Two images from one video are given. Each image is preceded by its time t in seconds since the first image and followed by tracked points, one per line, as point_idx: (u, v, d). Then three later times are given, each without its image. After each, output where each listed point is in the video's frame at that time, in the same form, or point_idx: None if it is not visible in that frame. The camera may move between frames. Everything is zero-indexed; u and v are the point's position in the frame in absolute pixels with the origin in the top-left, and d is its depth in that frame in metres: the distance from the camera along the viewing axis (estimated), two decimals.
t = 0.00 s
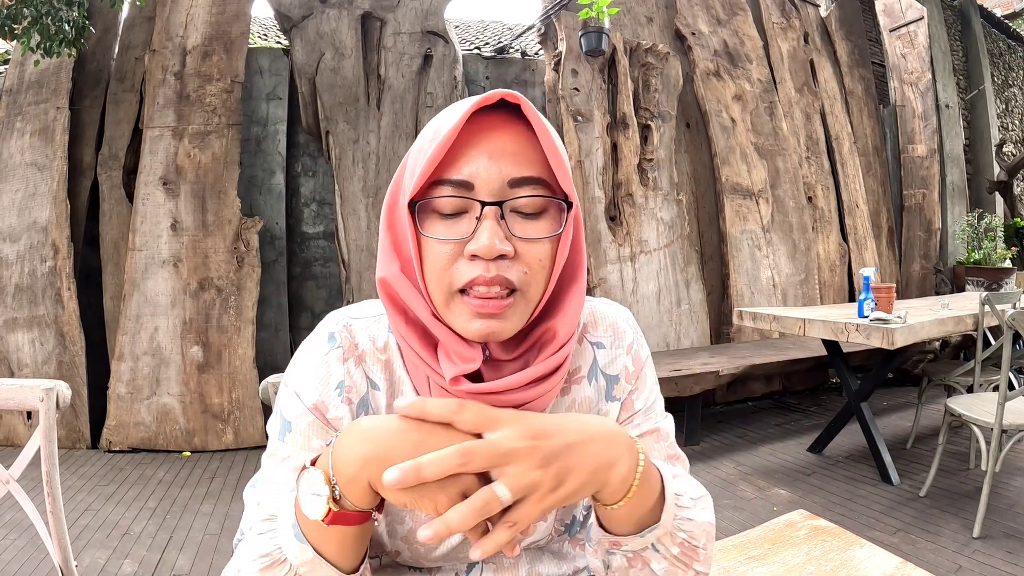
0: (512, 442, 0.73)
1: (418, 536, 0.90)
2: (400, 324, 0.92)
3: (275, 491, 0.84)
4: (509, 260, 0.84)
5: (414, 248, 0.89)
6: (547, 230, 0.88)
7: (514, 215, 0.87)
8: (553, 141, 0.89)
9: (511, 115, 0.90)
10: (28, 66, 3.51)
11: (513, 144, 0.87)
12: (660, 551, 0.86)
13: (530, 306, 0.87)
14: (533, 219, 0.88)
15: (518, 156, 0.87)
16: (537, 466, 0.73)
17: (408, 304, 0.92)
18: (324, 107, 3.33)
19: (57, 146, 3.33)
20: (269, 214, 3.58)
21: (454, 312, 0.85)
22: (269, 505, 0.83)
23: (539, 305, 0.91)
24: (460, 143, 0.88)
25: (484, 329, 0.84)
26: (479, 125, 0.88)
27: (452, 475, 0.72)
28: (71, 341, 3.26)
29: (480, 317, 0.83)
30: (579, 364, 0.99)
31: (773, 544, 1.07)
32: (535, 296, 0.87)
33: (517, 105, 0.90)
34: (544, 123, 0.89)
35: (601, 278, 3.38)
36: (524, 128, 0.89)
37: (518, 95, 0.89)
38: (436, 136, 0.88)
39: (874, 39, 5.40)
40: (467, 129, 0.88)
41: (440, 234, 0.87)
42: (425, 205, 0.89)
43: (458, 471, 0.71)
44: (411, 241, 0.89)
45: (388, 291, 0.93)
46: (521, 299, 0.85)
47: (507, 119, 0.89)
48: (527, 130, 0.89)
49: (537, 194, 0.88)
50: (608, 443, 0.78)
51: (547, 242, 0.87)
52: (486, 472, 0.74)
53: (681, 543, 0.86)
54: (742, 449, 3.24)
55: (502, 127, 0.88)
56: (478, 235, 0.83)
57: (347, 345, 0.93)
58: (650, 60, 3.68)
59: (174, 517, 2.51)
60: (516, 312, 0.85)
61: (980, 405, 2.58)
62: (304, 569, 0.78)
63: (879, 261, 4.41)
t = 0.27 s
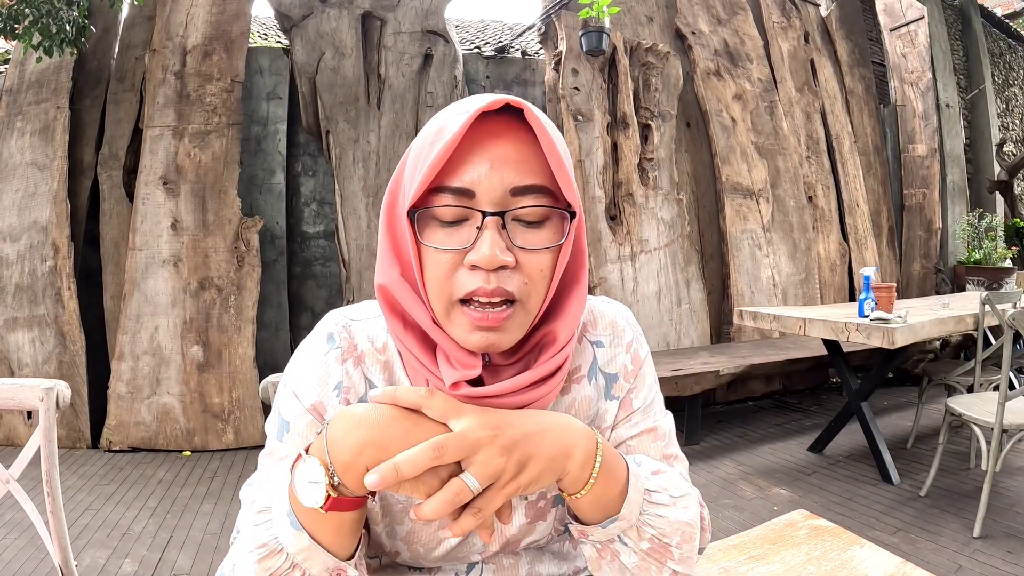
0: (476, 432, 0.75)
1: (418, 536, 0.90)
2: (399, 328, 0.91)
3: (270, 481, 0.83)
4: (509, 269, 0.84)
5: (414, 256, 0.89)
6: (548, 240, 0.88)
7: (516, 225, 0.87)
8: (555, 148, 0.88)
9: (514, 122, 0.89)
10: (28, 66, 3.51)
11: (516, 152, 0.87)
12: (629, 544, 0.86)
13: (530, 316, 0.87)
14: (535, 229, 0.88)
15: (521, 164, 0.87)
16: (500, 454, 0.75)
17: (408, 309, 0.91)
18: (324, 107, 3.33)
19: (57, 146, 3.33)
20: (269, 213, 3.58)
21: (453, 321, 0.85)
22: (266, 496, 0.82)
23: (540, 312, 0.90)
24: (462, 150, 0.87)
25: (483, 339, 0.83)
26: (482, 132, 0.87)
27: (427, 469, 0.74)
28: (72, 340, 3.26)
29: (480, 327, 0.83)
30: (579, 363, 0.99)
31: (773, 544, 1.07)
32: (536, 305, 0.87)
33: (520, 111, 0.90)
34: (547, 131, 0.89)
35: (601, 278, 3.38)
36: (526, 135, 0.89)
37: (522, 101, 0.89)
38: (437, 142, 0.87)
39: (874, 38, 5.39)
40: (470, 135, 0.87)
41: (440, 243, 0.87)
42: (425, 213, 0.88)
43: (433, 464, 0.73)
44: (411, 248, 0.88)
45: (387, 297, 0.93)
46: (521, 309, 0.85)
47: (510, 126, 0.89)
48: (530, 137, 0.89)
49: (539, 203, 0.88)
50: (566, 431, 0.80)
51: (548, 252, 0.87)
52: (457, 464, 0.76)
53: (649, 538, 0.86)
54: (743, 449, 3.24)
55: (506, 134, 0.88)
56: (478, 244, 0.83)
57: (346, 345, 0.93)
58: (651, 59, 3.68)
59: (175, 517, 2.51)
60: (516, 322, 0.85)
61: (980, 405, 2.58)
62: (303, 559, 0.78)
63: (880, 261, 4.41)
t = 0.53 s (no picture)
0: (473, 432, 0.75)
1: (419, 535, 0.90)
2: (400, 328, 0.91)
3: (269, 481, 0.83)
4: (514, 269, 0.84)
5: (418, 254, 0.88)
6: (552, 240, 0.88)
7: (520, 224, 0.87)
8: (561, 149, 0.89)
9: (520, 121, 0.89)
10: (28, 65, 3.51)
11: (522, 151, 0.87)
12: (624, 543, 0.86)
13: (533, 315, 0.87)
14: (539, 229, 0.88)
15: (527, 164, 0.87)
16: (497, 452, 0.75)
17: (410, 309, 0.91)
18: (324, 106, 3.33)
19: (57, 146, 3.33)
20: (269, 213, 3.58)
21: (456, 320, 0.85)
22: (265, 496, 0.83)
23: (542, 312, 0.90)
24: (468, 148, 0.87)
25: (486, 338, 0.83)
26: (487, 131, 0.87)
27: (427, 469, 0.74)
28: (72, 340, 3.26)
29: (483, 326, 0.83)
30: (580, 362, 0.99)
31: (772, 544, 1.07)
32: (538, 305, 0.87)
33: (526, 110, 0.90)
34: (553, 130, 0.89)
35: (601, 277, 3.38)
36: (532, 134, 0.89)
37: (528, 99, 0.88)
38: (443, 139, 0.87)
39: (875, 38, 5.39)
40: (476, 134, 0.87)
41: (444, 242, 0.87)
42: (429, 211, 0.88)
43: (433, 463, 0.73)
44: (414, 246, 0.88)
45: (388, 296, 0.92)
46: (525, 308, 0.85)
47: (516, 125, 0.89)
48: (536, 137, 0.89)
49: (544, 203, 0.88)
50: (561, 430, 0.80)
51: (552, 252, 0.87)
52: (456, 463, 0.77)
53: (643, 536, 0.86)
54: (743, 448, 3.24)
55: (511, 134, 0.88)
56: (483, 242, 0.83)
57: (346, 345, 0.93)
58: (651, 59, 3.68)
59: (175, 516, 2.51)
60: (519, 321, 0.85)
61: (980, 405, 2.58)
62: (303, 560, 0.78)
63: (880, 261, 4.41)
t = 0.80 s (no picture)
0: (482, 436, 0.75)
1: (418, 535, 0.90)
2: (400, 328, 0.91)
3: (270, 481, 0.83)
4: (511, 270, 0.84)
5: (415, 255, 0.89)
6: (549, 241, 0.88)
7: (517, 225, 0.87)
8: (559, 149, 0.88)
9: (518, 122, 0.89)
10: (28, 65, 3.51)
11: (519, 151, 0.87)
12: (632, 541, 0.86)
13: (531, 315, 0.87)
14: (536, 230, 0.88)
15: (524, 164, 0.87)
16: (508, 455, 0.76)
17: (409, 310, 0.91)
18: (324, 106, 3.33)
19: (57, 145, 3.33)
20: (269, 213, 3.58)
21: (453, 320, 0.85)
22: (265, 496, 0.82)
23: (541, 312, 0.90)
24: (465, 149, 0.87)
25: (484, 338, 0.83)
26: (485, 131, 0.87)
27: (433, 474, 0.74)
28: (72, 340, 3.26)
29: (480, 327, 0.83)
30: (580, 361, 0.99)
31: (772, 544, 1.07)
32: (536, 306, 0.87)
33: (524, 110, 0.89)
34: (551, 130, 0.89)
35: (601, 277, 3.38)
36: (530, 135, 0.88)
37: (526, 99, 0.88)
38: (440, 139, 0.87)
39: (875, 37, 5.39)
40: (473, 134, 0.87)
41: (440, 242, 0.87)
42: (426, 211, 0.88)
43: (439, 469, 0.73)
44: (411, 246, 0.88)
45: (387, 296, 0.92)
46: (521, 309, 0.85)
47: (513, 126, 0.89)
48: (533, 137, 0.89)
49: (541, 204, 0.88)
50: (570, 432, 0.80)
51: (549, 253, 0.87)
52: (463, 467, 0.76)
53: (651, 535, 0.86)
54: (743, 448, 3.24)
55: (509, 134, 0.87)
56: (480, 243, 0.83)
57: (345, 343, 0.93)
58: (651, 59, 3.68)
59: (175, 516, 2.51)
60: (516, 321, 0.85)
61: (980, 405, 2.58)
62: (303, 562, 0.78)
63: (880, 260, 4.41)
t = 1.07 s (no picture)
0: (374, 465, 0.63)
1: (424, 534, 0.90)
2: (406, 318, 0.92)
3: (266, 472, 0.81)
4: (506, 248, 0.85)
5: (416, 241, 0.91)
6: (544, 218, 0.89)
7: (511, 204, 0.88)
8: (546, 129, 0.90)
9: (506, 108, 0.92)
10: (28, 65, 3.51)
11: (507, 133, 0.90)
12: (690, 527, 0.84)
13: (532, 298, 0.87)
14: (531, 208, 0.89)
15: (513, 145, 0.89)
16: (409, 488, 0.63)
17: (412, 298, 0.92)
18: (324, 105, 3.33)
19: (58, 145, 3.33)
20: (269, 212, 3.58)
21: (453, 301, 0.86)
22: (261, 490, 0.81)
23: (543, 298, 0.90)
24: (456, 137, 0.91)
25: (483, 317, 0.84)
26: (473, 118, 0.91)
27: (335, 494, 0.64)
28: (72, 339, 3.26)
29: (480, 306, 0.84)
30: (587, 360, 0.99)
31: (772, 544, 1.07)
32: (537, 288, 0.88)
33: (510, 97, 0.92)
34: (538, 113, 0.91)
35: (601, 276, 3.38)
36: (518, 119, 0.91)
37: (510, 84, 0.90)
38: (431, 130, 0.91)
39: (875, 37, 5.38)
40: (462, 122, 0.91)
41: (438, 225, 0.89)
42: (423, 198, 0.91)
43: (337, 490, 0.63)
44: (411, 234, 0.91)
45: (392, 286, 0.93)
46: (520, 288, 0.85)
47: (501, 112, 0.91)
48: (522, 121, 0.91)
49: (533, 182, 0.89)
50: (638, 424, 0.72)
51: (544, 231, 0.88)
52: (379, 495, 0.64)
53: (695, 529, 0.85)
54: (743, 448, 3.24)
55: (496, 118, 0.90)
56: (474, 223, 0.85)
57: (350, 341, 0.93)
58: (651, 58, 3.68)
59: (175, 515, 2.51)
60: (516, 301, 0.85)
61: (981, 405, 2.58)
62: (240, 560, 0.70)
63: (881, 260, 4.40)
